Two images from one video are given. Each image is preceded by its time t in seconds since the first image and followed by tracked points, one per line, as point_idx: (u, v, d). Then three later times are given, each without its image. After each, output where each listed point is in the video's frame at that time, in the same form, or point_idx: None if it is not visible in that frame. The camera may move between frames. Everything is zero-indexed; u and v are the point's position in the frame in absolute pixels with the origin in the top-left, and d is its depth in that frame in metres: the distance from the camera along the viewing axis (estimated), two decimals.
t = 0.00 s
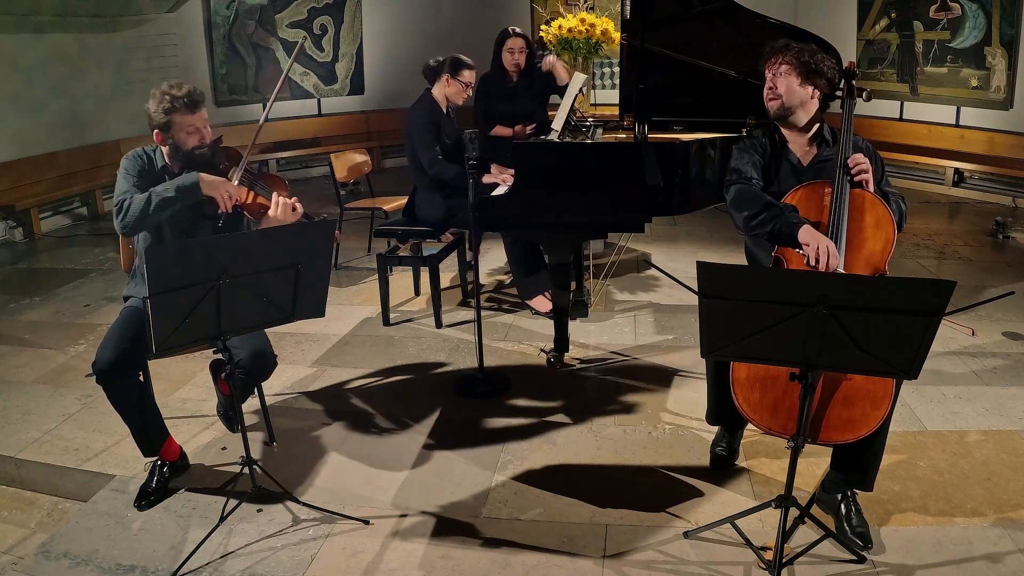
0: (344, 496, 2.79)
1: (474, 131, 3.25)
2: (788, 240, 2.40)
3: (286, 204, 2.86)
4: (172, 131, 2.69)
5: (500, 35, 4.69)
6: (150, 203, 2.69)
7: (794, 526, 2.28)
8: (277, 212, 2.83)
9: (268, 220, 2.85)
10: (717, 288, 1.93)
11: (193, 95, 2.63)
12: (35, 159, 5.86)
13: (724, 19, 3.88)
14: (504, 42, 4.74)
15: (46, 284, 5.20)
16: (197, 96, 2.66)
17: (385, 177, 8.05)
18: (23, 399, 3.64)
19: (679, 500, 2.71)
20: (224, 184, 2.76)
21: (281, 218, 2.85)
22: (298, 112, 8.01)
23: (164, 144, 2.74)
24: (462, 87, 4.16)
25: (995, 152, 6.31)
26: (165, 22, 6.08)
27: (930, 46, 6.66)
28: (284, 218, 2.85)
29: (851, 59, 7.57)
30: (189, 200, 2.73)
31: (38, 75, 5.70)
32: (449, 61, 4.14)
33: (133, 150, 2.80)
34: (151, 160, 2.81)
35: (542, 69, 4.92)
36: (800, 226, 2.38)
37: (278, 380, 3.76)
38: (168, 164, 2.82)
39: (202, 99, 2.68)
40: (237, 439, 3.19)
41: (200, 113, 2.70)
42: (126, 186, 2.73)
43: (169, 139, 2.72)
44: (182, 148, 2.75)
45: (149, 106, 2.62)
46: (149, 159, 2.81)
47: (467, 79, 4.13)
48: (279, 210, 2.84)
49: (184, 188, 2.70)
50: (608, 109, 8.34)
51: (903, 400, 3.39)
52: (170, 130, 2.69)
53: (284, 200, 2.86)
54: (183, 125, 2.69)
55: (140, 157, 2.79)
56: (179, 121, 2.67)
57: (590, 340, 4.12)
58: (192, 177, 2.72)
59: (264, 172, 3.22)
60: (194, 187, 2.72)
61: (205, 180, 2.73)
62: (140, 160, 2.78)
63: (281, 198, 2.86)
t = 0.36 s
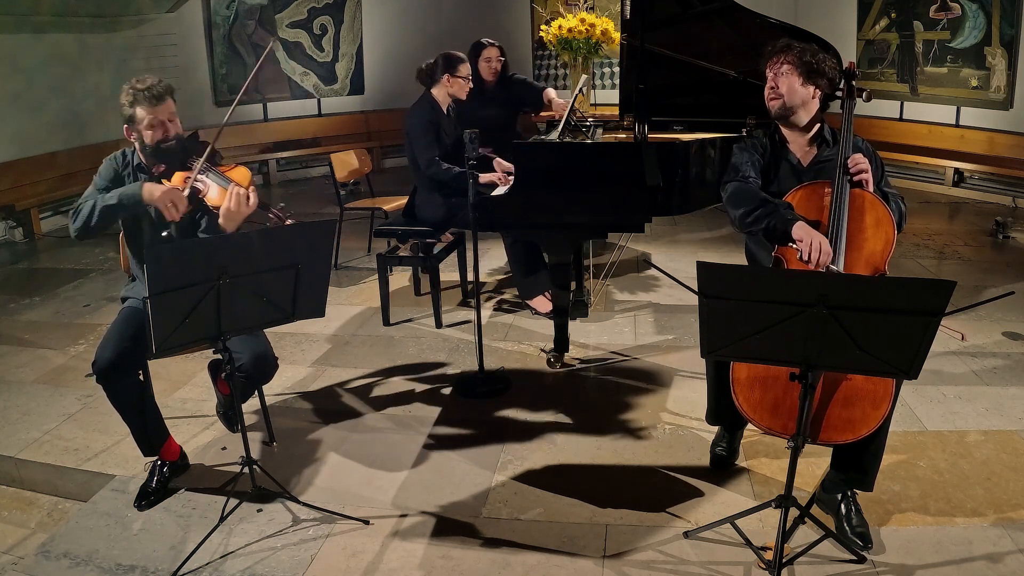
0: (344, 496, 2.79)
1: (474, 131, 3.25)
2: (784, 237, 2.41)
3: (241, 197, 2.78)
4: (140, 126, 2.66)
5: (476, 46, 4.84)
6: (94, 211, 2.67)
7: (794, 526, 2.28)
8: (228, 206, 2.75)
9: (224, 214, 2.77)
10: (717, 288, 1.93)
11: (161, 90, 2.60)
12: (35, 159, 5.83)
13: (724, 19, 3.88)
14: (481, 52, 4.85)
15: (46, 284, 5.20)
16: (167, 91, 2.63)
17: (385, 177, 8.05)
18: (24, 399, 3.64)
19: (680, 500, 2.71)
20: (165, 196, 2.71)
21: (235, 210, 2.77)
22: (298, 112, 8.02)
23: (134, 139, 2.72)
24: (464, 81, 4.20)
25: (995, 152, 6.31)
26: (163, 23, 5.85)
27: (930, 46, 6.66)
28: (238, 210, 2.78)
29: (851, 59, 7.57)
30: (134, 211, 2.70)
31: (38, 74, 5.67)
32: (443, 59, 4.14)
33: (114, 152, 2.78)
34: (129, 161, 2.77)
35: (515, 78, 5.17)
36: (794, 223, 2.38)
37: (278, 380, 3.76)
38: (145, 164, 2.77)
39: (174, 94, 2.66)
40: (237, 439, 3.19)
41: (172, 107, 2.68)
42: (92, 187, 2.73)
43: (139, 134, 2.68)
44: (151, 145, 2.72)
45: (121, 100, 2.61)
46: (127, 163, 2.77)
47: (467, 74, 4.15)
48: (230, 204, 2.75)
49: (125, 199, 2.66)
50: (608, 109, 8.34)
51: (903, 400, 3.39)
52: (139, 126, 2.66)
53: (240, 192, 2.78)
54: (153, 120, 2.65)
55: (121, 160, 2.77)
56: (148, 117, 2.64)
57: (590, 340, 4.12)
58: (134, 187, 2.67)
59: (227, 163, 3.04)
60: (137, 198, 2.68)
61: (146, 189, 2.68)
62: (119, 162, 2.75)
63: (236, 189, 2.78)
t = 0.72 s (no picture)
0: (344, 496, 2.79)
1: (474, 131, 3.25)
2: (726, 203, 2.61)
3: (193, 170, 2.67)
4: (104, 117, 2.60)
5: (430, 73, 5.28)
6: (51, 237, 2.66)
7: (794, 526, 2.28)
8: (181, 182, 2.65)
9: (180, 192, 2.69)
10: (717, 287, 1.93)
11: (119, 79, 2.54)
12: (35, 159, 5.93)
13: (724, 19, 3.88)
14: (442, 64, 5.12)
15: (46, 284, 5.20)
16: (127, 79, 2.56)
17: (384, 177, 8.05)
18: (24, 399, 3.64)
19: (679, 500, 2.71)
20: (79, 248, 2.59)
21: (187, 185, 2.66)
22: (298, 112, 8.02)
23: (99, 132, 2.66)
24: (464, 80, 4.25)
25: (995, 152, 6.31)
26: (164, 23, 5.94)
27: (930, 46, 6.66)
28: (194, 186, 2.68)
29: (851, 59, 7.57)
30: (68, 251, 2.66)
31: (38, 75, 5.53)
32: (440, 59, 4.17)
33: (87, 158, 2.75)
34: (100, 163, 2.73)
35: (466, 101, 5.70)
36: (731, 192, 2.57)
37: (278, 380, 3.76)
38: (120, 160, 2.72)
39: (135, 83, 2.59)
40: (237, 439, 3.19)
41: (134, 96, 2.62)
42: (62, 202, 2.73)
43: (102, 125, 2.63)
44: (116, 135, 2.66)
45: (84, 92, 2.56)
46: (96, 168, 2.73)
47: (466, 71, 4.21)
48: (183, 179, 2.65)
49: (55, 242, 2.66)
50: (608, 109, 8.34)
51: (903, 400, 3.39)
52: (102, 117, 2.60)
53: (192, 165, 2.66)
54: (113, 108, 2.59)
55: (90, 168, 2.73)
56: (110, 107, 2.58)
57: (590, 340, 4.12)
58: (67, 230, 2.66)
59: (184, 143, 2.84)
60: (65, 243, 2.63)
61: (72, 234, 2.63)
62: (87, 170, 2.71)
63: (190, 163, 2.68)
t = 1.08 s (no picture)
0: (344, 497, 2.79)
1: (473, 131, 3.25)
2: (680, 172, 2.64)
3: (174, 167, 2.60)
4: (87, 118, 2.61)
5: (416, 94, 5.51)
6: (40, 253, 2.71)
7: (795, 526, 2.28)
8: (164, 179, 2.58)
9: (164, 190, 2.63)
10: (717, 288, 1.93)
11: (99, 78, 2.56)
12: (35, 159, 5.75)
13: (724, 19, 3.88)
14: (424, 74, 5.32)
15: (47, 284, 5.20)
16: (108, 77, 2.59)
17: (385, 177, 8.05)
18: (24, 399, 3.64)
19: (679, 500, 2.71)
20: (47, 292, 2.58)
21: (169, 182, 2.60)
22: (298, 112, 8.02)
23: (83, 134, 2.68)
24: (465, 78, 4.27)
25: (995, 152, 6.31)
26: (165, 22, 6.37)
27: (930, 46, 6.66)
28: (179, 183, 2.62)
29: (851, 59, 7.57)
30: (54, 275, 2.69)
31: (38, 75, 5.52)
32: (439, 58, 4.20)
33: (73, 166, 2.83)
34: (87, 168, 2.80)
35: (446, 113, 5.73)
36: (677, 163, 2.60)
37: (278, 380, 3.76)
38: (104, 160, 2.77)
39: (116, 83, 2.62)
40: (237, 439, 3.19)
41: (116, 96, 2.64)
42: (54, 212, 2.81)
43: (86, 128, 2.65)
44: (100, 137, 2.68)
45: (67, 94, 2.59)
46: (81, 173, 2.80)
47: (466, 68, 4.22)
48: (165, 176, 2.59)
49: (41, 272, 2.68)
50: (608, 109, 8.34)
51: (903, 400, 3.39)
52: (84, 118, 2.62)
53: (172, 160, 2.59)
54: (95, 109, 2.60)
55: (76, 174, 2.79)
56: (92, 108, 2.60)
57: (590, 340, 4.12)
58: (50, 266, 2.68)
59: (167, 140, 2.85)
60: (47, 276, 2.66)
61: (45, 279, 2.62)
62: (73, 176, 2.78)
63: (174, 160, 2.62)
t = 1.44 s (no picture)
0: (344, 497, 2.79)
1: (473, 130, 3.25)
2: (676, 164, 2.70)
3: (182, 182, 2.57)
4: (93, 125, 2.60)
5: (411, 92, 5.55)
6: (46, 266, 2.75)
7: (794, 526, 2.28)
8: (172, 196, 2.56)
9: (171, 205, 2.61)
10: (717, 288, 1.93)
11: (107, 86, 2.53)
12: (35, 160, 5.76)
13: (724, 19, 3.88)
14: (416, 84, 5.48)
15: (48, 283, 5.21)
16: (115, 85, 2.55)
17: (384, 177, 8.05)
18: (24, 399, 3.64)
19: (679, 500, 2.71)
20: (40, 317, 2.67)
21: (178, 198, 2.58)
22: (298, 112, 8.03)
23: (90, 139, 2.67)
24: (464, 79, 4.27)
25: (995, 152, 6.31)
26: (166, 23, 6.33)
27: (930, 46, 6.66)
28: (187, 201, 2.61)
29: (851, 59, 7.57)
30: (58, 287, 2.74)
31: (37, 74, 5.46)
32: (441, 58, 4.20)
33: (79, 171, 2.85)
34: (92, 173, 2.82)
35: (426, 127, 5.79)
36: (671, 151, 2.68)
37: (278, 380, 3.76)
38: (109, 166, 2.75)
39: (123, 90, 2.58)
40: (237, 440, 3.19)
41: (123, 103, 2.61)
42: (60, 219, 2.85)
43: (92, 133, 2.63)
44: (106, 143, 2.66)
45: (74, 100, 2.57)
46: (87, 179, 2.82)
47: (466, 69, 4.22)
48: (173, 193, 2.57)
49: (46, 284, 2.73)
50: (608, 109, 8.33)
51: (903, 400, 3.39)
52: (91, 125, 2.60)
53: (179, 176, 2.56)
54: (102, 115, 2.57)
55: (82, 180, 2.82)
56: (99, 115, 2.57)
57: (590, 340, 4.12)
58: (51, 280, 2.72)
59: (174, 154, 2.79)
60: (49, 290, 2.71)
61: (41, 300, 2.68)
62: (79, 182, 2.81)
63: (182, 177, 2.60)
